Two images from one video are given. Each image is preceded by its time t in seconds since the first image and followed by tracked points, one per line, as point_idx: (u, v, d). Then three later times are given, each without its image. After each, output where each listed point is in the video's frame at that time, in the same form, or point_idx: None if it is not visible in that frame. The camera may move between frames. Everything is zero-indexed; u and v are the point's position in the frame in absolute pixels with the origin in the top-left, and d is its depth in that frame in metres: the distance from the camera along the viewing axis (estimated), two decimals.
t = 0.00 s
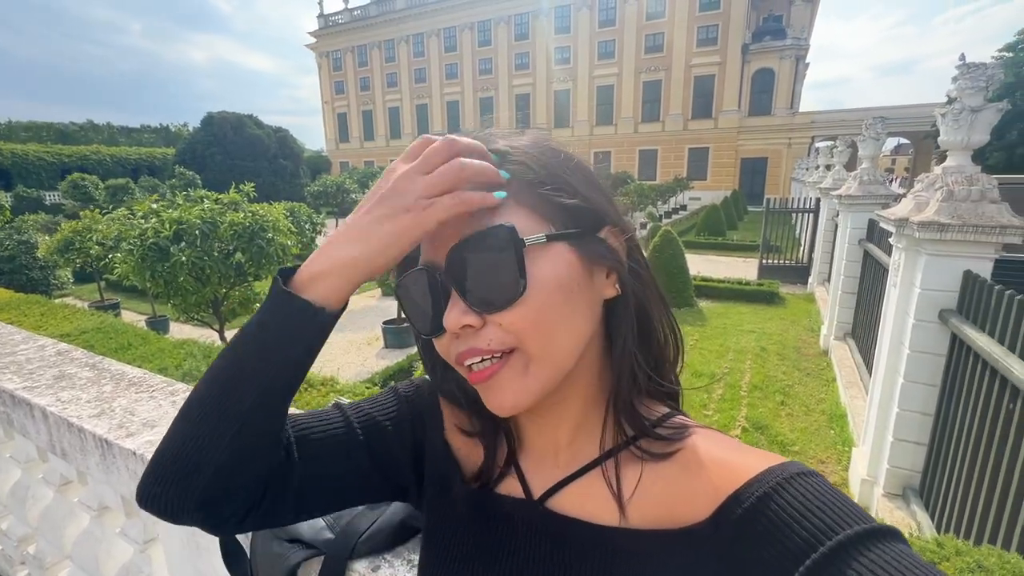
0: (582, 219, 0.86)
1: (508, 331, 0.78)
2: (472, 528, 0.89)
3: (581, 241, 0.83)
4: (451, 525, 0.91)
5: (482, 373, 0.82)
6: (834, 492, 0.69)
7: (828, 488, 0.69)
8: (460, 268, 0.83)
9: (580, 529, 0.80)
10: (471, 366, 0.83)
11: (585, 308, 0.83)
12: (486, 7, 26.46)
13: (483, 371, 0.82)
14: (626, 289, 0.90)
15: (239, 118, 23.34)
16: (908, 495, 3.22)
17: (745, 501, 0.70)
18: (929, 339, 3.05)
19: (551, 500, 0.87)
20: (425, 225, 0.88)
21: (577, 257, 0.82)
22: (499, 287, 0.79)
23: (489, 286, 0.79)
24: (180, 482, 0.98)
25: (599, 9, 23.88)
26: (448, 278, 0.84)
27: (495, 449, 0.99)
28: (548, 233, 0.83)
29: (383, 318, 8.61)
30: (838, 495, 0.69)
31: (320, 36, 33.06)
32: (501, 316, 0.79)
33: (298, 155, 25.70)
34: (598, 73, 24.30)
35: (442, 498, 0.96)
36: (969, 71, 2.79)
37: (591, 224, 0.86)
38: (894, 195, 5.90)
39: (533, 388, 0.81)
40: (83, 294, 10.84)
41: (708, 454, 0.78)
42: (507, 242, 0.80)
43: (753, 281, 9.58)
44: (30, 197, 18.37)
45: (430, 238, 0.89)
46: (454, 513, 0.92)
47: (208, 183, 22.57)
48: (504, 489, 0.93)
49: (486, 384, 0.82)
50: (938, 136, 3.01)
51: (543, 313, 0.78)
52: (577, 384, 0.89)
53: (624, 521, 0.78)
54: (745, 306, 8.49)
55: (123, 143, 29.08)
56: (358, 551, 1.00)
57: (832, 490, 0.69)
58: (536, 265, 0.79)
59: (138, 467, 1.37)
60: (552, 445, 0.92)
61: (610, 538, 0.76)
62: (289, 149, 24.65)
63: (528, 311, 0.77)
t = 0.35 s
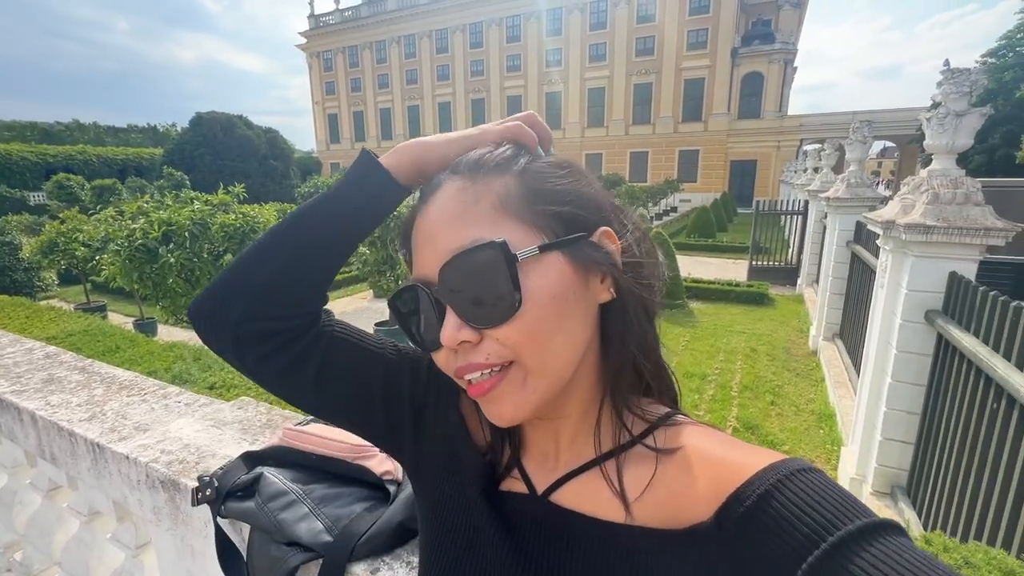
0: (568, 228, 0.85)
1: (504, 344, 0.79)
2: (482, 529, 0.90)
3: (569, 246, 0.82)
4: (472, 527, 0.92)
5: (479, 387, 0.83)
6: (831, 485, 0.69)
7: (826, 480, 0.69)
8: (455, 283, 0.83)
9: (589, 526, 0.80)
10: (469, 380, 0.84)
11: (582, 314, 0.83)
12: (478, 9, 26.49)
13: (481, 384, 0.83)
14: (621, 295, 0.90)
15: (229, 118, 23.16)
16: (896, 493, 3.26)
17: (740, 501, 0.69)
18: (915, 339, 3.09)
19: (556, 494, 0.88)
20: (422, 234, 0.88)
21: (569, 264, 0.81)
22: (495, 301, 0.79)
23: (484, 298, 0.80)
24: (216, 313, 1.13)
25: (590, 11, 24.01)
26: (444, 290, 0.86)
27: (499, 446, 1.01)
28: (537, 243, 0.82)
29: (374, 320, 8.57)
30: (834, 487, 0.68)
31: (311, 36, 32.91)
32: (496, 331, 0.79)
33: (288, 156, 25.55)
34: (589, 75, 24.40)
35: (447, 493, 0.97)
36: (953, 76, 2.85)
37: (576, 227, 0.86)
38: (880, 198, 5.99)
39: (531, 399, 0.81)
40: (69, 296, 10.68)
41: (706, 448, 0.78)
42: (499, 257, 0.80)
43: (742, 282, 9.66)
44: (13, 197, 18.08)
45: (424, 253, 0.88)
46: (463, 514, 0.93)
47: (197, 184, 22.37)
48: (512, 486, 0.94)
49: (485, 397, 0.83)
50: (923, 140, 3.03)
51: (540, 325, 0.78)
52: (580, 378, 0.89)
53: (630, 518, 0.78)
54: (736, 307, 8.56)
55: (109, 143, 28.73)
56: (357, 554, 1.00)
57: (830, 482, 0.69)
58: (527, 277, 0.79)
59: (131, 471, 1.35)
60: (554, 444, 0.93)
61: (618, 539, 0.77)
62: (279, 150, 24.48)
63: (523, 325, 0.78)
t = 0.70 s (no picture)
0: (574, 221, 0.81)
1: (490, 335, 0.80)
2: (488, 522, 0.90)
3: (578, 247, 0.80)
4: (483, 523, 0.91)
5: (466, 367, 0.84)
6: (841, 485, 0.69)
7: (836, 480, 0.69)
8: (454, 267, 0.84)
9: (593, 518, 0.80)
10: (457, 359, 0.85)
11: (576, 318, 0.80)
12: (473, 13, 26.58)
13: (467, 366, 0.84)
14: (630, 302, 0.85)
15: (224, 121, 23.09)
16: (890, 493, 3.27)
17: (749, 500, 0.69)
18: (908, 340, 3.12)
19: (561, 487, 0.87)
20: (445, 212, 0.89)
21: (570, 268, 0.79)
22: (486, 292, 0.80)
23: (475, 282, 0.80)
24: (266, 266, 1.20)
25: (585, 16, 24.15)
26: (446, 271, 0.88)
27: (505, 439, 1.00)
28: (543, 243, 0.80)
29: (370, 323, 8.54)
30: (844, 487, 0.68)
31: (306, 39, 32.91)
32: (483, 322, 0.80)
33: (283, 159, 25.49)
34: (584, 79, 24.51)
35: (454, 483, 0.97)
36: (945, 81, 2.90)
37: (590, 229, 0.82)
38: (873, 201, 6.04)
39: (511, 392, 0.81)
40: (61, 299, 10.59)
41: (719, 447, 0.77)
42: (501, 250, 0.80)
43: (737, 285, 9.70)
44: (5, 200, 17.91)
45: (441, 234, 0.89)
46: (471, 508, 0.93)
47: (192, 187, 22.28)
48: (516, 477, 0.94)
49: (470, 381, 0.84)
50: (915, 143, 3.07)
51: (522, 323, 0.78)
52: (585, 368, 0.87)
53: (636, 513, 0.78)
54: (731, 309, 8.60)
55: (102, 146, 28.59)
56: (359, 552, 1.01)
57: (841, 483, 0.69)
58: (518, 279, 0.78)
59: (128, 472, 1.34)
60: (560, 437, 0.92)
61: (624, 532, 0.77)
62: (274, 152, 24.42)
63: (508, 320, 0.78)
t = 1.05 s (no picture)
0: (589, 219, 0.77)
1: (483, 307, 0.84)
2: (492, 508, 0.91)
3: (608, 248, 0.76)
4: (489, 512, 0.92)
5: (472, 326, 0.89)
6: (855, 495, 0.70)
7: (851, 492, 0.70)
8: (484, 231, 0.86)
9: (596, 510, 0.80)
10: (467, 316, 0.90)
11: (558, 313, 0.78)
12: (474, 19, 26.71)
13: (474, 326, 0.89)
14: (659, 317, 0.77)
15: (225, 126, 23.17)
16: (891, 498, 3.27)
17: (764, 497, 0.69)
18: (908, 345, 3.12)
19: (565, 477, 0.87)
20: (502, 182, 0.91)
21: (558, 263, 0.77)
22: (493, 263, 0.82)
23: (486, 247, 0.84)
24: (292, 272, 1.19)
25: (586, 22, 24.26)
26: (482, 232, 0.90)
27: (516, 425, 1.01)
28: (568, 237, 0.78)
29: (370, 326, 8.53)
30: (856, 498, 0.69)
31: (308, 45, 33.09)
32: (483, 290, 0.83)
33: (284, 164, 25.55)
34: (584, 84, 24.61)
35: (462, 470, 0.98)
36: (943, 86, 2.91)
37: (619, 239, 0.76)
38: (873, 206, 6.04)
39: (493, 362, 0.84)
40: (62, 303, 10.58)
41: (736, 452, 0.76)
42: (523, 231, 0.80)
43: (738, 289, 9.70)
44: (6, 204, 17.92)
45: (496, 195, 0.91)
46: (476, 495, 0.94)
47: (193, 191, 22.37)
48: (517, 462, 0.95)
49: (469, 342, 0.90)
50: (914, 148, 3.08)
51: (509, 301, 0.80)
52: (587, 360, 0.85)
53: (643, 506, 0.77)
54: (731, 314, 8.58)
55: (104, 150, 28.69)
56: (360, 551, 1.01)
57: (858, 496, 0.70)
58: (508, 260, 0.81)
59: (130, 472, 1.34)
60: (566, 430, 0.91)
61: (627, 525, 0.76)
62: (275, 157, 24.50)
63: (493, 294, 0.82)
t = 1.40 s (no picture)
0: (692, 228, 0.86)
1: (611, 303, 0.79)
2: (497, 510, 0.92)
3: (687, 254, 0.85)
4: (495, 513, 0.92)
5: (564, 330, 0.81)
6: (853, 497, 0.70)
7: (843, 489, 0.70)
8: (581, 224, 0.83)
9: (603, 512, 0.80)
10: (555, 317, 0.82)
11: (665, 314, 0.83)
12: (480, 26, 26.87)
13: (567, 329, 0.81)
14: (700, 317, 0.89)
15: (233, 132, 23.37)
16: (900, 507, 3.24)
17: (764, 496, 0.70)
18: (916, 352, 3.10)
19: (573, 480, 0.87)
20: (550, 178, 0.91)
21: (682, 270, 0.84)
22: (612, 259, 0.80)
23: (596, 240, 0.81)
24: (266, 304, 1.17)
25: (591, 29, 24.35)
26: (567, 225, 0.85)
27: (512, 425, 1.01)
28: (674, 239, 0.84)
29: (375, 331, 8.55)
30: (855, 499, 0.70)
31: (316, 52, 33.41)
32: (608, 287, 0.79)
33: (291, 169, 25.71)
34: (589, 90, 24.66)
35: (467, 467, 0.99)
36: (949, 92, 2.90)
37: (693, 243, 0.86)
38: (880, 212, 6.01)
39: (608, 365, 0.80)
40: (71, 306, 10.67)
41: (734, 449, 0.78)
42: (636, 227, 0.80)
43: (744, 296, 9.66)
44: (17, 208, 18.13)
45: (553, 185, 0.89)
46: (480, 494, 0.95)
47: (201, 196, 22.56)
48: (519, 465, 0.95)
49: (564, 341, 0.80)
50: (921, 154, 3.07)
51: (646, 303, 0.79)
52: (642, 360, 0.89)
53: (648, 509, 0.78)
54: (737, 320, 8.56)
55: (113, 156, 29.00)
56: (365, 552, 1.01)
57: (850, 492, 0.70)
58: (661, 263, 0.81)
59: (138, 473, 1.35)
60: (576, 432, 0.90)
61: (631, 524, 0.77)
62: (282, 163, 24.66)
63: (634, 292, 0.79)
